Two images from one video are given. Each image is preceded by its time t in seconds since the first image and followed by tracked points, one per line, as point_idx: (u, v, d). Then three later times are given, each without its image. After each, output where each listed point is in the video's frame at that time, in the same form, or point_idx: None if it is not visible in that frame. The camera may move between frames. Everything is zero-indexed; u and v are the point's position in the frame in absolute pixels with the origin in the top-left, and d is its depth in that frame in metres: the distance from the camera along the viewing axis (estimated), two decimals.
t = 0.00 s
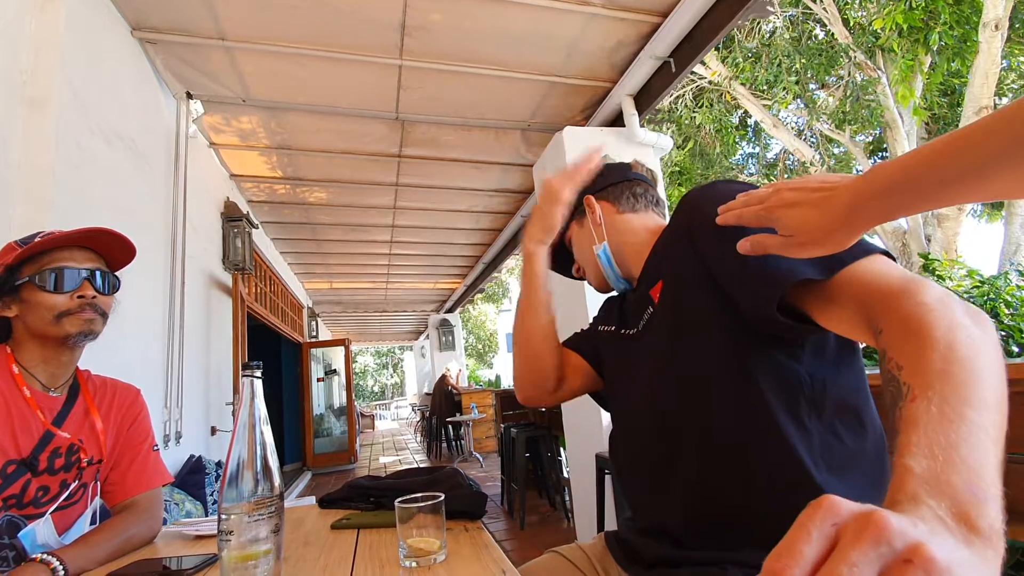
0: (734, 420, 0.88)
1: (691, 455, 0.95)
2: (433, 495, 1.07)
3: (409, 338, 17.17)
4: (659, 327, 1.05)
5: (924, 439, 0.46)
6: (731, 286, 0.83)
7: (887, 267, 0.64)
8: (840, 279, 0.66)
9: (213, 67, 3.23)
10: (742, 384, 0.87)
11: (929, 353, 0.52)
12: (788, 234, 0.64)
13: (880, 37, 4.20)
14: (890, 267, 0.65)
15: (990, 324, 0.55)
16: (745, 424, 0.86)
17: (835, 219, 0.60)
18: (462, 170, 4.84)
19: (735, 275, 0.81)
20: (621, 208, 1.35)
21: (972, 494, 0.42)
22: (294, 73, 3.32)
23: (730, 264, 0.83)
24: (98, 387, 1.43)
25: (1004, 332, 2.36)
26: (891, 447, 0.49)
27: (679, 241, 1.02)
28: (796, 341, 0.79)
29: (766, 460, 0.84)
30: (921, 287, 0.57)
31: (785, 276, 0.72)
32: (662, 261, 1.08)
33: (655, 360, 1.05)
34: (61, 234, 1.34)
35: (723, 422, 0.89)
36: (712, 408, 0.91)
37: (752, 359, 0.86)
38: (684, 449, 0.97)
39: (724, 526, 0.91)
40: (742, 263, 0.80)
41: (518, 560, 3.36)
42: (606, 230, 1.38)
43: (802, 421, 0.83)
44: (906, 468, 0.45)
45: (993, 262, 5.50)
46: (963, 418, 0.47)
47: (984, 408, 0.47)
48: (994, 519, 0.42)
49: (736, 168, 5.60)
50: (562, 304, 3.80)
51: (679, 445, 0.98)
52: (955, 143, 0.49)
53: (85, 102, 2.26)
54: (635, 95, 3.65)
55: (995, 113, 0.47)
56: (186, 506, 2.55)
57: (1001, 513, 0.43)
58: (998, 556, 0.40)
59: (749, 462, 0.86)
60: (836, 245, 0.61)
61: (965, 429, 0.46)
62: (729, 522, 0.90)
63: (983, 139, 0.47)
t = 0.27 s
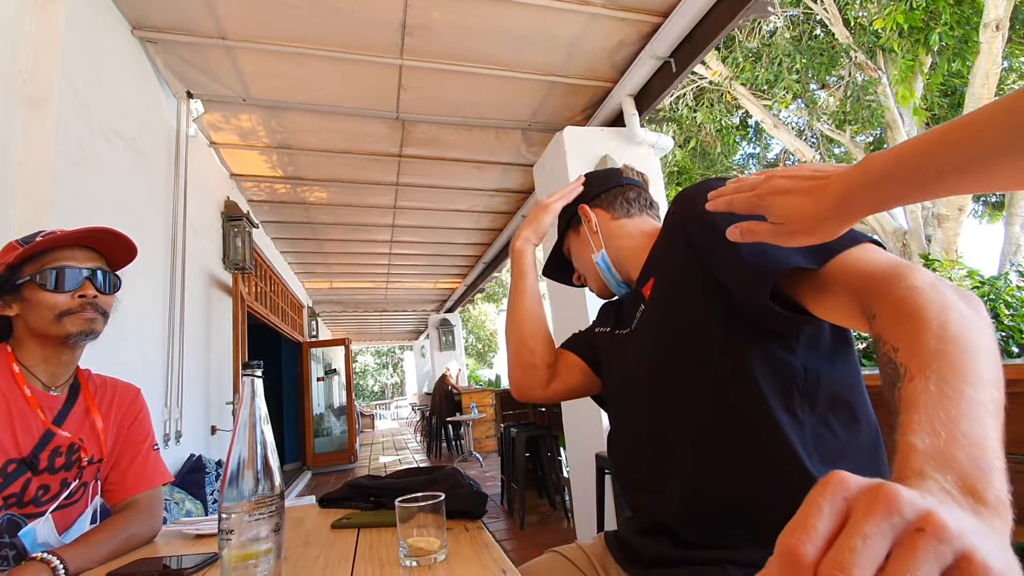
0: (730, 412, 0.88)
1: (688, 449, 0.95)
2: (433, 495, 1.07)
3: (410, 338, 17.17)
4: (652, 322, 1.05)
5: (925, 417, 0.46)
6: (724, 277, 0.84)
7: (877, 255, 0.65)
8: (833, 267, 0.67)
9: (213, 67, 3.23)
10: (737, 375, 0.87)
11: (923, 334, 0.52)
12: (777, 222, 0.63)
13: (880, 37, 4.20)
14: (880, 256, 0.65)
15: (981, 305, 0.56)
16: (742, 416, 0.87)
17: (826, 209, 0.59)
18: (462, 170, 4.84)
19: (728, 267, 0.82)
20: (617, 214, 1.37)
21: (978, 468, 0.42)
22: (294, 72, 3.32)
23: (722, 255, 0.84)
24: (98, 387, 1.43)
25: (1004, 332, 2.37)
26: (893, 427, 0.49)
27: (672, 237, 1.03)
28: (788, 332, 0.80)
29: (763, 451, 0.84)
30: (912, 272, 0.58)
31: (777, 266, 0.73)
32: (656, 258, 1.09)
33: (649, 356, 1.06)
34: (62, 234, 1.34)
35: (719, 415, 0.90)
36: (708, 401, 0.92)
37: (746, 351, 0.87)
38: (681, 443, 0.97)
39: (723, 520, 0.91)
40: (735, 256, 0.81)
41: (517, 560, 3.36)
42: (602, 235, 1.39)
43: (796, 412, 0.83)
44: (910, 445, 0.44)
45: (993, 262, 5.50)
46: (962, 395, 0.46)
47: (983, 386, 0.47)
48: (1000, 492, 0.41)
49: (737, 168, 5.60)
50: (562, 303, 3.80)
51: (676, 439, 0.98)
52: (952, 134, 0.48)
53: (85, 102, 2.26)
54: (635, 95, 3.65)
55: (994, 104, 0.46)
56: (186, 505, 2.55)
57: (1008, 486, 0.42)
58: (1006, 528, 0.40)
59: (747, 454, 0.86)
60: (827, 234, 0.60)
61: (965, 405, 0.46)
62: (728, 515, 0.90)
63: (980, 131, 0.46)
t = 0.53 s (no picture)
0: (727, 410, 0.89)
1: (686, 448, 0.95)
2: (433, 494, 1.07)
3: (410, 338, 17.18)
4: (647, 323, 1.06)
5: (917, 404, 0.46)
6: (718, 276, 0.84)
7: (869, 251, 0.66)
8: (826, 264, 0.68)
9: (214, 66, 3.23)
10: (733, 373, 0.88)
11: (915, 324, 0.52)
12: (760, 211, 0.64)
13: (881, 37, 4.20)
14: (873, 251, 0.66)
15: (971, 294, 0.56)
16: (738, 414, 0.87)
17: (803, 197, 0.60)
18: (462, 169, 4.84)
19: (723, 264, 0.82)
20: (613, 217, 1.38)
21: (970, 451, 0.41)
22: (294, 71, 3.32)
23: (715, 253, 0.84)
24: (99, 385, 1.43)
25: (1004, 332, 2.39)
26: (887, 416, 0.48)
27: (666, 235, 1.03)
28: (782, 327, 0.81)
29: (760, 447, 0.84)
30: (903, 266, 0.58)
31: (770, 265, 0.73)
32: (652, 257, 1.09)
33: (644, 356, 1.06)
34: (63, 233, 1.34)
35: (716, 413, 0.90)
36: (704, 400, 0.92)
37: (741, 348, 0.87)
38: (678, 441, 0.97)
39: (723, 517, 0.91)
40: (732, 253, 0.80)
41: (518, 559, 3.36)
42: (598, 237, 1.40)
43: (791, 409, 0.83)
44: (902, 432, 0.44)
45: (993, 262, 5.52)
46: (953, 382, 0.46)
47: (976, 373, 0.47)
48: (994, 475, 0.41)
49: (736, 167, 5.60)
50: (562, 303, 3.80)
51: (674, 437, 0.98)
52: (921, 124, 0.49)
53: (86, 101, 2.25)
54: (635, 95, 3.64)
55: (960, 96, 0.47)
56: (186, 505, 2.55)
57: (1000, 470, 0.42)
58: (998, 510, 0.39)
59: (744, 452, 0.86)
60: (804, 222, 0.62)
61: (956, 392, 0.46)
62: (728, 513, 0.90)
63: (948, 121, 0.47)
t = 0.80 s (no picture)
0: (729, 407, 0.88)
1: (688, 445, 0.95)
2: (434, 490, 1.07)
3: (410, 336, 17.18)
4: (646, 321, 1.05)
5: (925, 397, 0.46)
6: (720, 273, 0.84)
7: (871, 247, 0.66)
8: (828, 260, 0.67)
9: (214, 63, 3.23)
10: (735, 371, 0.87)
11: (921, 318, 0.52)
12: (740, 202, 0.66)
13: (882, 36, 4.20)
14: (874, 246, 0.66)
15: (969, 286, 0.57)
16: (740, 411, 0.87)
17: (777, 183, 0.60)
18: (463, 168, 4.83)
19: (724, 263, 0.81)
20: (615, 213, 1.38)
21: (980, 442, 0.41)
22: (294, 69, 3.32)
23: (717, 250, 0.84)
24: (98, 381, 1.43)
25: (1005, 331, 2.39)
26: (895, 410, 0.48)
27: (665, 234, 1.02)
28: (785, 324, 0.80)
29: (763, 444, 0.84)
30: (905, 260, 0.58)
31: (772, 262, 0.73)
32: (651, 255, 1.08)
33: (644, 355, 1.06)
34: (64, 229, 1.34)
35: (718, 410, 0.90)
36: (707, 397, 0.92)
37: (743, 345, 0.87)
38: (680, 439, 0.97)
39: (726, 514, 0.90)
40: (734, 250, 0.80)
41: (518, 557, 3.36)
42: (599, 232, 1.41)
43: (794, 406, 0.83)
44: (911, 426, 0.44)
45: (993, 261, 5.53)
46: (959, 373, 0.46)
47: (982, 365, 0.47)
48: (1005, 466, 0.40)
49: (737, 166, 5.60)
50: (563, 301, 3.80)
51: (676, 436, 0.98)
52: (887, 108, 0.50)
53: (85, 98, 2.25)
54: (636, 92, 3.62)
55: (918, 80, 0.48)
56: (187, 502, 2.56)
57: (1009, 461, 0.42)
58: (1011, 501, 0.39)
59: (747, 448, 0.86)
60: (783, 211, 0.62)
61: (963, 384, 0.46)
62: (731, 509, 0.90)
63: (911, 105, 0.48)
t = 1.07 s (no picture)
0: (733, 405, 0.88)
1: (691, 443, 0.95)
2: (437, 488, 1.07)
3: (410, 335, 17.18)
4: (648, 320, 1.05)
5: (932, 395, 0.46)
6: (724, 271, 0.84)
7: (876, 248, 0.66)
8: (834, 260, 0.68)
9: (215, 62, 3.23)
10: (739, 370, 0.87)
11: (926, 317, 0.52)
12: (758, 216, 0.68)
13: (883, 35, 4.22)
14: (879, 248, 0.66)
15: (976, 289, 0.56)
16: (745, 409, 0.87)
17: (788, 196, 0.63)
18: (463, 167, 4.83)
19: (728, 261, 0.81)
20: (629, 208, 1.38)
21: (985, 439, 0.42)
22: (295, 68, 3.32)
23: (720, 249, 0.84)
24: (102, 380, 1.43)
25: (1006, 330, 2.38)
26: (901, 407, 0.49)
27: (668, 232, 1.02)
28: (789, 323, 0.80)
29: (767, 442, 0.84)
30: (911, 261, 0.59)
31: (778, 261, 0.73)
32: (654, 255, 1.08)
33: (647, 354, 1.05)
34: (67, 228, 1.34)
35: (721, 409, 0.90)
36: (710, 396, 0.92)
37: (746, 344, 0.87)
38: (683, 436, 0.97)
39: (729, 513, 0.91)
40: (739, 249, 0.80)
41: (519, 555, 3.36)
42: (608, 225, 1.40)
43: (797, 406, 0.83)
44: (918, 423, 0.45)
45: (994, 261, 5.53)
46: (966, 372, 0.47)
47: (987, 364, 0.47)
48: (1011, 462, 0.41)
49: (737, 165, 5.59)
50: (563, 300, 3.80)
51: (678, 435, 0.98)
52: (884, 125, 0.52)
53: (86, 96, 2.25)
54: (637, 91, 3.62)
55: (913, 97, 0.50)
56: (188, 501, 2.56)
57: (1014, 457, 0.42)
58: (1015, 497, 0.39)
59: (750, 447, 0.86)
60: (798, 224, 0.64)
61: (969, 383, 0.46)
62: (735, 508, 0.90)
63: (906, 122, 0.50)
